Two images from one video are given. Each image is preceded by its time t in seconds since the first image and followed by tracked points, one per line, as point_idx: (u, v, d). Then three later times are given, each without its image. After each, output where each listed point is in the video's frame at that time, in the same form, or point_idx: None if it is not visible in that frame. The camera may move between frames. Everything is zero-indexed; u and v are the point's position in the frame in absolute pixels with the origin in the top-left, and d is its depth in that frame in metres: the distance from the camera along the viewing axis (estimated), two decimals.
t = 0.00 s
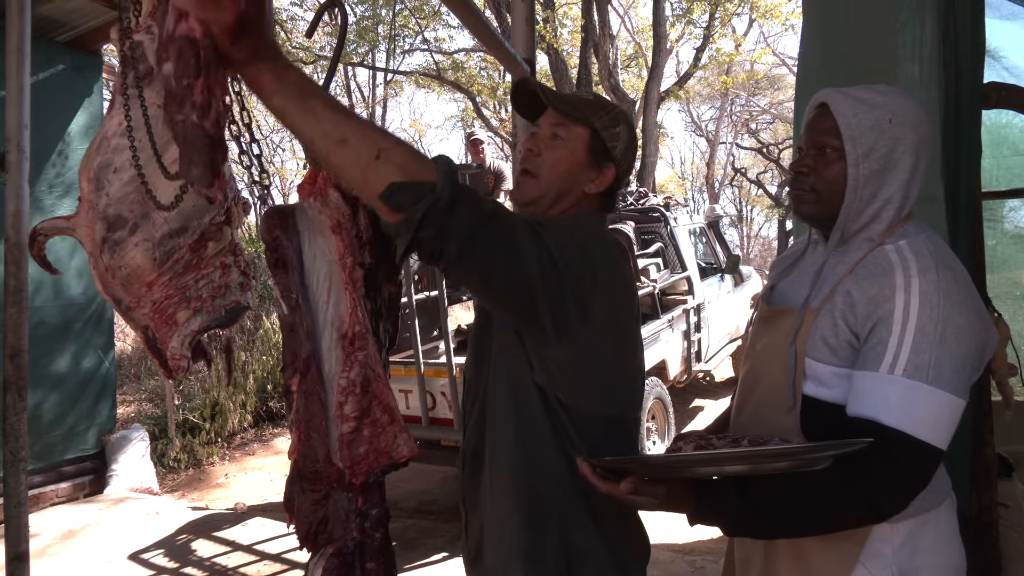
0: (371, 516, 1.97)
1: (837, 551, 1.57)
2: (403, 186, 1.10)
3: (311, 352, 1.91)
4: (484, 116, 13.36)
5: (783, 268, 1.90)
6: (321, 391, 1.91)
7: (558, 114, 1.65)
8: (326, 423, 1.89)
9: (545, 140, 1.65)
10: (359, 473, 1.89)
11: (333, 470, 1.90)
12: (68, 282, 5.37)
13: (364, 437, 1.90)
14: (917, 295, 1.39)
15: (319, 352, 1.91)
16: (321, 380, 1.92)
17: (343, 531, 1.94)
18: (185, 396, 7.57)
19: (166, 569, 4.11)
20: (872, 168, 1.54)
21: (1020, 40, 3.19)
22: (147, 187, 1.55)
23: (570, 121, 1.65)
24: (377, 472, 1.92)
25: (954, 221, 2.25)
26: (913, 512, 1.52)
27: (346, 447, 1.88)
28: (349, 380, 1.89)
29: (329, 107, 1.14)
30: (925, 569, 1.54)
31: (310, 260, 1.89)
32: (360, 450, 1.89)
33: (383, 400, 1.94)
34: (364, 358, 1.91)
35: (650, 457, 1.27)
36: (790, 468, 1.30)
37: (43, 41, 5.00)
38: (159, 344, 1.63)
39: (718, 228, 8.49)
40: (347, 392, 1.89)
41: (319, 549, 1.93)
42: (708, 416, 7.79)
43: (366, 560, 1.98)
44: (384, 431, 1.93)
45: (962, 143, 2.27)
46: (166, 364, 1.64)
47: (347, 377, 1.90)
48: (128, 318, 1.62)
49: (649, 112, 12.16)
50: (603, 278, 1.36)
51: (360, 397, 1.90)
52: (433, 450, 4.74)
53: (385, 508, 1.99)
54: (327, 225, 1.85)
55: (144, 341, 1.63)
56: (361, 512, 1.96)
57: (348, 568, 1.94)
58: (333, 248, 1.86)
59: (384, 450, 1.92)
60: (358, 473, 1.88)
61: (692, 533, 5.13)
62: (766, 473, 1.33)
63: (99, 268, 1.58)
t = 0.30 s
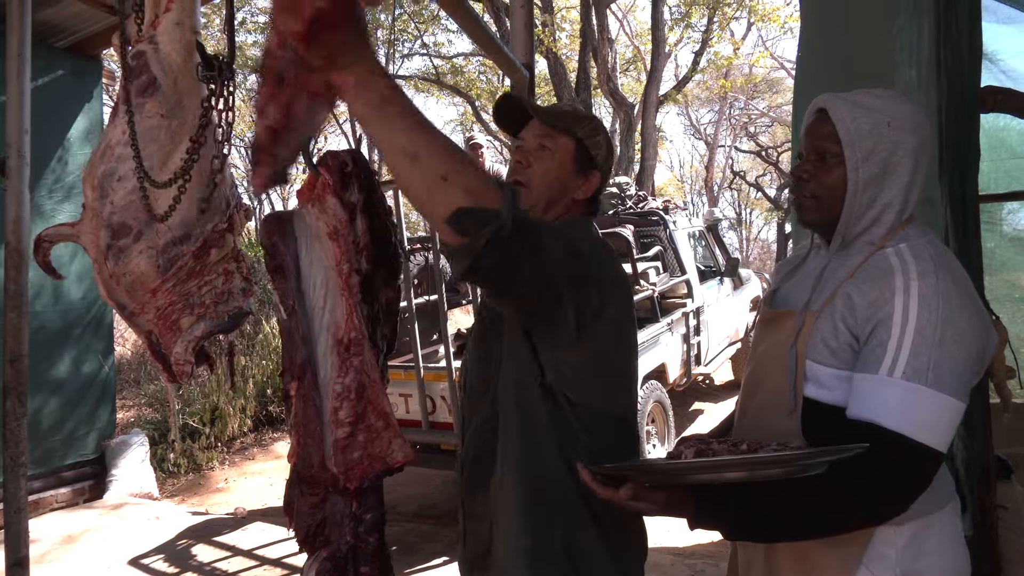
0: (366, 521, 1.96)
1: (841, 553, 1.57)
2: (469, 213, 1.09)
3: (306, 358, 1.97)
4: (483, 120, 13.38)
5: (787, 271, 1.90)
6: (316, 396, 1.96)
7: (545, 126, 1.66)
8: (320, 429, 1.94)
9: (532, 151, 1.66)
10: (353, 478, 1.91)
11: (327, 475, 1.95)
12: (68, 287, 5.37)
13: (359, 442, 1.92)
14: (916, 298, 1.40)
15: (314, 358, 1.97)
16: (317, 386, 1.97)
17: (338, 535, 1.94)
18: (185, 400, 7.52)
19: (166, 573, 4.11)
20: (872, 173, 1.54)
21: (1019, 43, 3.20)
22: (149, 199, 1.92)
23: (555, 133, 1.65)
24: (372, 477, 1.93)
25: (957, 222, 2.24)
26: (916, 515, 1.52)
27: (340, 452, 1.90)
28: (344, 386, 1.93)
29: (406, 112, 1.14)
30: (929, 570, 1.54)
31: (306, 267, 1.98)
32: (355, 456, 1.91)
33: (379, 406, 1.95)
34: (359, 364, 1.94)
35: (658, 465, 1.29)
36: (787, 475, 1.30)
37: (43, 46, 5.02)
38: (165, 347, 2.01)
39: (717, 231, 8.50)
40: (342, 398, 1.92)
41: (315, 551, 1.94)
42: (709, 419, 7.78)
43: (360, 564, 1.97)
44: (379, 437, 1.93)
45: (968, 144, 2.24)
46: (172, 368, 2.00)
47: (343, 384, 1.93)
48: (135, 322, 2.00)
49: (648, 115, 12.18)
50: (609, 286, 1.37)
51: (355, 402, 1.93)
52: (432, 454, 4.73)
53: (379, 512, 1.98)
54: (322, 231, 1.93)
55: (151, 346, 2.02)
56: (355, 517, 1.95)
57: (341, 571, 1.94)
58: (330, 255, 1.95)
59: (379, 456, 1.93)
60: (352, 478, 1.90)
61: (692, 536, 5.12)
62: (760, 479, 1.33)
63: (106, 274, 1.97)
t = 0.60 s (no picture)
0: (366, 521, 1.96)
1: (837, 554, 1.57)
2: (607, 314, 1.33)
3: (304, 360, 1.98)
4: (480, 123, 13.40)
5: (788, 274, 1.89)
6: (315, 398, 1.98)
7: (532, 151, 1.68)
8: (319, 430, 1.95)
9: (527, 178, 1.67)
10: (350, 479, 1.91)
11: (325, 476, 1.95)
12: (64, 288, 5.36)
13: (357, 443, 1.93)
14: (910, 300, 1.39)
15: (312, 360, 1.99)
16: (315, 388, 1.99)
17: (339, 535, 1.93)
18: (181, 403, 7.44)
19: None
20: (868, 177, 1.55)
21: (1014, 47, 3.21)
22: (136, 199, 2.09)
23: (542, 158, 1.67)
24: (370, 478, 1.95)
25: (954, 222, 2.23)
26: (910, 516, 1.52)
27: (338, 453, 1.90)
28: (342, 387, 1.94)
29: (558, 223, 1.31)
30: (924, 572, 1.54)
31: (304, 270, 2.01)
32: (353, 457, 1.92)
33: (377, 408, 1.99)
34: (356, 366, 1.97)
35: (650, 459, 1.32)
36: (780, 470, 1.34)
37: (40, 48, 5.02)
38: (151, 349, 2.14)
39: (714, 234, 8.52)
40: (340, 399, 1.93)
41: (315, 551, 1.93)
42: (706, 421, 7.79)
43: (360, 564, 1.94)
44: (376, 438, 1.96)
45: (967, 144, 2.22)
46: (158, 371, 2.14)
47: (340, 385, 1.95)
48: (121, 323, 2.14)
49: (645, 118, 12.21)
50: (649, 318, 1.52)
51: (353, 403, 1.94)
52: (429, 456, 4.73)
53: (379, 513, 1.98)
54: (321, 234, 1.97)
55: (137, 347, 2.15)
56: (356, 517, 1.95)
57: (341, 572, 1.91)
58: (328, 258, 1.99)
59: (377, 457, 1.95)
60: (350, 479, 1.90)
61: (689, 538, 5.13)
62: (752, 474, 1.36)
63: (93, 275, 2.11)
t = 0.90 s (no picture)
0: (370, 519, 1.97)
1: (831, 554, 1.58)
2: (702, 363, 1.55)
3: (307, 359, 1.99)
4: (476, 123, 13.39)
5: (785, 276, 1.90)
6: (317, 398, 1.98)
7: (530, 186, 1.96)
8: (322, 430, 1.95)
9: (525, 208, 1.94)
10: (355, 477, 1.93)
11: (330, 474, 1.96)
12: (57, 287, 5.34)
13: (360, 442, 1.93)
14: (902, 304, 1.40)
15: (315, 360, 2.00)
16: (318, 387, 1.99)
17: (342, 533, 1.94)
18: (175, 403, 7.44)
19: None
20: (862, 184, 1.55)
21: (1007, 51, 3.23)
22: (113, 195, 2.10)
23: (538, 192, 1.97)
24: (373, 476, 1.95)
25: (943, 228, 2.26)
26: (904, 515, 1.52)
27: (343, 452, 1.91)
28: (345, 387, 1.94)
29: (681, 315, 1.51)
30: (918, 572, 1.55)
31: (306, 271, 2.01)
32: (356, 456, 1.92)
33: (379, 406, 1.99)
34: (359, 365, 1.96)
35: (640, 453, 1.40)
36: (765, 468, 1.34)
37: (34, 46, 5.01)
38: (127, 349, 2.14)
39: (709, 236, 8.55)
40: (343, 399, 1.93)
41: (319, 550, 1.92)
42: (701, 422, 7.81)
43: (363, 562, 1.94)
44: (380, 437, 1.96)
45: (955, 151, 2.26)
46: (131, 370, 2.13)
47: (343, 385, 1.95)
48: (96, 321, 2.15)
49: (641, 120, 12.22)
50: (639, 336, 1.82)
51: (355, 402, 1.94)
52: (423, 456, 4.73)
53: (382, 511, 1.99)
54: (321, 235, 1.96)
55: (110, 345, 2.15)
56: (359, 515, 1.96)
57: (345, 570, 1.91)
58: (328, 258, 1.98)
59: (379, 455, 1.95)
60: (354, 477, 1.92)
61: (684, 539, 5.14)
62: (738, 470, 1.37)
63: (68, 272, 2.13)
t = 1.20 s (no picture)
0: (371, 517, 1.97)
1: (828, 552, 1.58)
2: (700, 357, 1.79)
3: (309, 358, 1.98)
4: (473, 123, 13.37)
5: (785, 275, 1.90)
6: (318, 396, 1.97)
7: (539, 184, 1.97)
8: (324, 428, 1.95)
9: (532, 208, 1.97)
10: (357, 475, 1.93)
11: (332, 472, 1.95)
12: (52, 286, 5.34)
13: (361, 440, 1.94)
14: (896, 303, 1.40)
15: (316, 358, 1.99)
16: (319, 386, 1.98)
17: (344, 532, 1.93)
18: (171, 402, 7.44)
19: None
20: (858, 186, 1.55)
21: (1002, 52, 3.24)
22: (93, 188, 2.10)
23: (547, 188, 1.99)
24: (375, 475, 1.95)
25: (941, 228, 2.27)
26: (901, 512, 1.52)
27: (344, 450, 1.92)
28: (347, 384, 1.94)
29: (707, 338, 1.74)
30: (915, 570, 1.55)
31: (305, 268, 1.99)
32: (359, 454, 1.93)
33: (380, 404, 1.99)
34: (360, 363, 1.97)
35: (641, 442, 1.42)
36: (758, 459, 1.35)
37: (29, 45, 5.00)
38: (104, 348, 2.13)
39: (706, 236, 8.55)
40: (345, 396, 1.93)
41: (321, 550, 1.93)
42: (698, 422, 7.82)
43: (368, 559, 1.95)
44: (381, 434, 1.96)
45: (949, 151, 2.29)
46: (107, 371, 2.12)
47: (345, 383, 1.95)
48: (73, 319, 2.15)
49: (638, 120, 12.23)
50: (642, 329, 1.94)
51: (357, 400, 1.95)
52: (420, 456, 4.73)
53: (384, 509, 2.00)
54: (320, 233, 1.96)
55: (89, 346, 2.14)
56: (361, 513, 1.96)
57: (349, 568, 1.93)
58: (328, 256, 1.97)
59: (381, 453, 1.95)
60: (357, 475, 1.92)
61: (681, 538, 5.15)
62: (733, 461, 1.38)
63: (45, 269, 2.14)
